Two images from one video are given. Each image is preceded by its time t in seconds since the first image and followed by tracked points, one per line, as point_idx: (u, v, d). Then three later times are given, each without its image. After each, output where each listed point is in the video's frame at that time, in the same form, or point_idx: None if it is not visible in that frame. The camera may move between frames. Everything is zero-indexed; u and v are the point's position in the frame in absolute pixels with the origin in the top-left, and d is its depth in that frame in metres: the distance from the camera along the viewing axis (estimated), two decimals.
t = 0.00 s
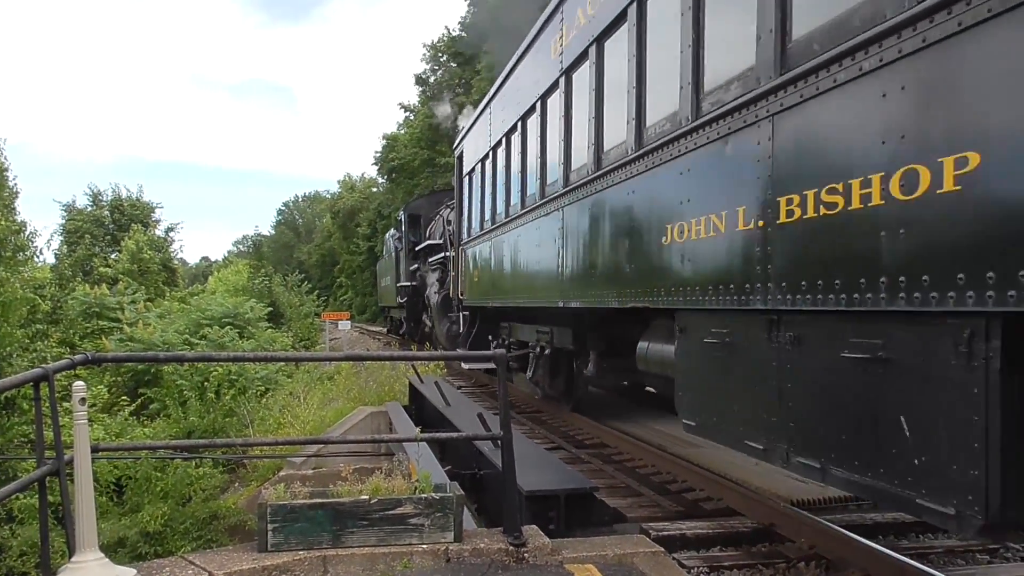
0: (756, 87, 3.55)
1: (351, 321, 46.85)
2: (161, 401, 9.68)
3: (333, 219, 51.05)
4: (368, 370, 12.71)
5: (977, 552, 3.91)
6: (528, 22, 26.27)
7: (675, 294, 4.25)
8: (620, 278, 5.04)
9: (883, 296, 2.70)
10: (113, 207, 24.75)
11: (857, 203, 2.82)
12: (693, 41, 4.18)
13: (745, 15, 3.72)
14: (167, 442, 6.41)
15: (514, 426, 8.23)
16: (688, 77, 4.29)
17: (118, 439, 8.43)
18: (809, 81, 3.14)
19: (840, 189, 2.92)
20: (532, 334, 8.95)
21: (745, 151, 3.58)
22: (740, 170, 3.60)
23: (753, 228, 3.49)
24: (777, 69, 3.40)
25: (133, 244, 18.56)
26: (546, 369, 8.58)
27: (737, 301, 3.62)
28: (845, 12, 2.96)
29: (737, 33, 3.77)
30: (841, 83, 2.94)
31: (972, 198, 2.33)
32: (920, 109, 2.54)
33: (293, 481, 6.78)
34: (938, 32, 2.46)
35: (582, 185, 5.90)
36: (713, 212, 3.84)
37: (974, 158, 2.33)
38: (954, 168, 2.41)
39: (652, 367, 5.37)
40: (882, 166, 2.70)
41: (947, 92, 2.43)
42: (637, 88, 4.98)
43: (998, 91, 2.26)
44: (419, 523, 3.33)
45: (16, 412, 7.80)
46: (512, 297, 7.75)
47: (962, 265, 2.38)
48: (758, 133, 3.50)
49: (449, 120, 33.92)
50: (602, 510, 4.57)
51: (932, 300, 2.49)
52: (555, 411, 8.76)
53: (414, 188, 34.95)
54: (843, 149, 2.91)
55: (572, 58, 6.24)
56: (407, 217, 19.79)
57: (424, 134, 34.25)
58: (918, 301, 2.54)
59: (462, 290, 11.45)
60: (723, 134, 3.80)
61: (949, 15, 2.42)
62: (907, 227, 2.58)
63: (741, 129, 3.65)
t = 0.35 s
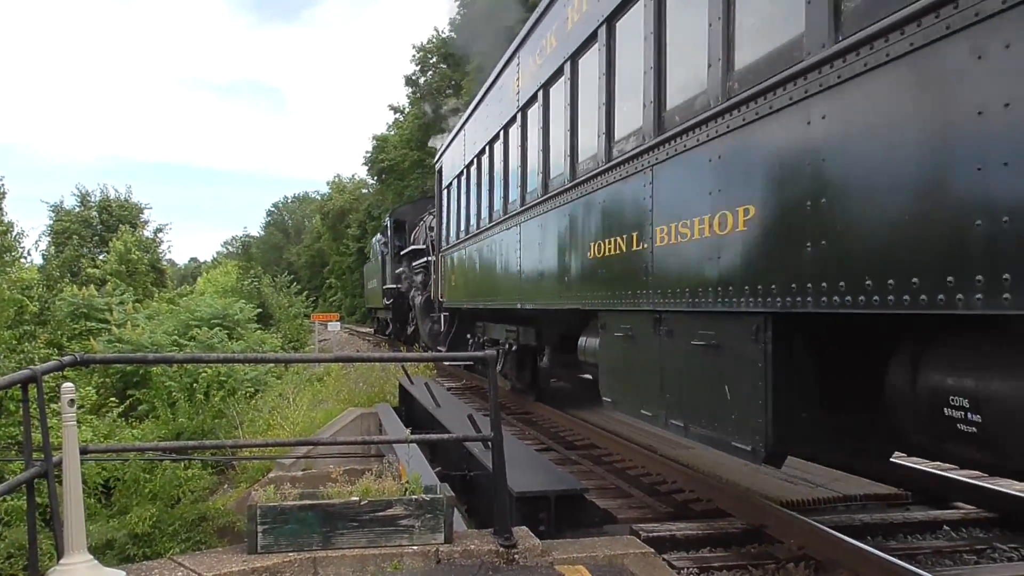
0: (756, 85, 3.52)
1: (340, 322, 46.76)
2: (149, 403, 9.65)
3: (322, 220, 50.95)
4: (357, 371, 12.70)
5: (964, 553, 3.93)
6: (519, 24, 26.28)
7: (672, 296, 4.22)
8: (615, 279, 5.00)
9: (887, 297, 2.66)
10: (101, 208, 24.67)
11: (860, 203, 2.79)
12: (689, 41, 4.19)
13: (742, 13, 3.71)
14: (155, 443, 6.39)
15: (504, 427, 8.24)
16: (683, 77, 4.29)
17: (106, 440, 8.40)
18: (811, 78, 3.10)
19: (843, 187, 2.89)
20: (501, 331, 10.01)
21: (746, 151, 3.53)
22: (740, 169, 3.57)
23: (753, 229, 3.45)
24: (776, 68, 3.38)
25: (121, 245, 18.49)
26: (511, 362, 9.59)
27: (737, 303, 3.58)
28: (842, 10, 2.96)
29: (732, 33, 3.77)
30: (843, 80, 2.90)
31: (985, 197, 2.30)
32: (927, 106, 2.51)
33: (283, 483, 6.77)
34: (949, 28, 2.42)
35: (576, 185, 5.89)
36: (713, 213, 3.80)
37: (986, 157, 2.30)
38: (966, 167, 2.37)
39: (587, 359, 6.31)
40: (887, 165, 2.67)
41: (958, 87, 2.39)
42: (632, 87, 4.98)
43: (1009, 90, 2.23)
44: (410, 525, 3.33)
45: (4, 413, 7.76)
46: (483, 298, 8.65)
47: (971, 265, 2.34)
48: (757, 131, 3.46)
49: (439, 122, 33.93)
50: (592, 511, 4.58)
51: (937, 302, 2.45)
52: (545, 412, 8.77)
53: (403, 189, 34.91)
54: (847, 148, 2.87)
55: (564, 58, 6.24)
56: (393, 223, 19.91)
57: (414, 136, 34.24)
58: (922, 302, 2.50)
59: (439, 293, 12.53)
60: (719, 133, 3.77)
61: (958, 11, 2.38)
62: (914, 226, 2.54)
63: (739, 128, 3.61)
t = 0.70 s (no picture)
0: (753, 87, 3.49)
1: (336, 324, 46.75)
2: (145, 405, 9.63)
3: (318, 222, 50.94)
4: (354, 373, 12.70)
5: (959, 554, 3.95)
6: (515, 26, 26.29)
7: (668, 299, 4.20)
8: (611, 282, 4.98)
9: (882, 300, 2.62)
10: (96, 210, 24.63)
11: (857, 205, 2.75)
12: (686, 42, 4.19)
13: (740, 13, 3.70)
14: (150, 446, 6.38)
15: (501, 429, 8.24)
16: (681, 78, 4.29)
17: (101, 443, 8.39)
18: (808, 80, 3.07)
19: (839, 189, 2.85)
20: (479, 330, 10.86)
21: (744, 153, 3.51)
22: (738, 171, 3.54)
23: (752, 231, 3.42)
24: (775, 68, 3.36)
25: (116, 247, 18.45)
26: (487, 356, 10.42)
27: (733, 306, 3.55)
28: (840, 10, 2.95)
29: (730, 33, 3.77)
30: (840, 82, 2.87)
31: (978, 202, 2.26)
32: (922, 108, 2.47)
33: (279, 485, 6.77)
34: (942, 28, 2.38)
35: (573, 187, 5.88)
36: (710, 215, 3.78)
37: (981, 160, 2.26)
38: (960, 169, 2.32)
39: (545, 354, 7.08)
40: (884, 167, 2.63)
41: (952, 89, 2.35)
42: (629, 88, 4.98)
43: (1003, 91, 2.19)
44: (406, 527, 3.33)
45: None
46: (467, 294, 9.46)
47: (963, 269, 2.30)
48: (756, 133, 3.43)
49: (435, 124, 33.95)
50: (588, 513, 4.59)
51: (933, 306, 2.41)
52: (541, 414, 8.77)
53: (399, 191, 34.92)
54: (843, 149, 2.84)
55: (560, 59, 6.24)
56: (386, 229, 20.10)
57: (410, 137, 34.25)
58: (917, 305, 2.46)
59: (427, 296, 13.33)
60: (717, 136, 3.76)
61: (953, 12, 2.34)
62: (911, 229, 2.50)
63: (737, 131, 3.60)
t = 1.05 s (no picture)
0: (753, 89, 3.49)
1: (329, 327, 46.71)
2: (137, 407, 9.61)
3: (311, 225, 50.89)
4: (347, 375, 12.69)
5: (952, 557, 3.96)
6: (509, 29, 26.33)
7: (666, 303, 4.18)
8: (609, 285, 4.97)
9: (885, 304, 2.61)
10: (89, 212, 24.55)
11: (860, 208, 2.74)
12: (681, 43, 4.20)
13: (735, 15, 3.71)
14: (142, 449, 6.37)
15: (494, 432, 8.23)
16: (676, 79, 4.30)
17: (94, 445, 8.37)
18: (808, 82, 3.06)
19: (842, 191, 2.84)
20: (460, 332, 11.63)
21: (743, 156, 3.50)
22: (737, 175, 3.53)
23: (752, 235, 3.40)
24: (771, 70, 3.37)
25: (108, 249, 18.40)
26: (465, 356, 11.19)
27: (734, 309, 3.54)
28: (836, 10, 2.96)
29: (724, 35, 3.77)
30: (841, 84, 2.86)
31: (982, 204, 2.25)
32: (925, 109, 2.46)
33: (273, 488, 6.76)
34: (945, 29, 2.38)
35: (568, 189, 5.89)
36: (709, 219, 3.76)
37: (986, 161, 2.24)
38: (967, 171, 2.31)
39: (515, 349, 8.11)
40: (885, 169, 2.62)
41: (957, 89, 2.34)
42: (625, 90, 4.99)
43: (1008, 93, 2.18)
44: (399, 530, 3.33)
45: None
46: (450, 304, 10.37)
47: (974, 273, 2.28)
48: (755, 136, 3.43)
49: (429, 126, 33.99)
50: (582, 516, 4.60)
51: (937, 309, 2.39)
52: (535, 417, 8.77)
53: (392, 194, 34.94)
54: (846, 152, 2.83)
55: (554, 62, 6.25)
56: (374, 235, 20.73)
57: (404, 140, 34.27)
58: (924, 308, 2.44)
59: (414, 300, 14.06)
60: (715, 138, 3.76)
61: (953, 13, 2.35)
62: (916, 231, 2.48)
63: (734, 133, 3.60)
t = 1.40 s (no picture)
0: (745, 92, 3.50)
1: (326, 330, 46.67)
2: (134, 411, 9.60)
3: (308, 228, 50.87)
4: (344, 379, 12.68)
5: (948, 560, 3.96)
6: (505, 32, 26.36)
7: (661, 308, 4.20)
8: (603, 289, 4.99)
9: (876, 307, 2.62)
10: (85, 215, 24.50)
11: (852, 211, 2.75)
12: (675, 47, 4.21)
13: (728, 19, 3.72)
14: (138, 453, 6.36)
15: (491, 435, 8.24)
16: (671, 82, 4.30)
17: (90, 449, 8.35)
18: (799, 86, 3.08)
19: (834, 194, 2.85)
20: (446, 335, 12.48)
21: (736, 160, 3.51)
22: (729, 179, 3.55)
23: (746, 239, 3.41)
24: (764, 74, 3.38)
25: (105, 252, 18.36)
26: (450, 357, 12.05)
27: (727, 313, 3.54)
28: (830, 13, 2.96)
29: (718, 39, 3.79)
30: (832, 87, 2.87)
31: (974, 208, 2.27)
32: (917, 112, 2.47)
33: (269, 492, 6.75)
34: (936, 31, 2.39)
35: (563, 193, 5.90)
36: (703, 223, 3.77)
37: (977, 164, 2.26)
38: (961, 173, 2.31)
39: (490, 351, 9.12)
40: (875, 173, 2.64)
41: (949, 92, 2.35)
42: (620, 93, 4.99)
43: (996, 97, 2.20)
44: (396, 533, 3.32)
45: None
46: (432, 312, 11.17)
47: (970, 276, 2.28)
48: (745, 140, 3.45)
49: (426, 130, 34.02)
50: (578, 520, 4.60)
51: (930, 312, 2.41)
52: (532, 420, 8.77)
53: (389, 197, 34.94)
54: (835, 156, 2.85)
55: (549, 66, 6.26)
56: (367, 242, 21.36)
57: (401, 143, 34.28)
58: (916, 311, 2.45)
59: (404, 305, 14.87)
60: (706, 143, 3.78)
61: (943, 17, 2.36)
62: (909, 234, 2.48)
63: (725, 137, 3.61)
